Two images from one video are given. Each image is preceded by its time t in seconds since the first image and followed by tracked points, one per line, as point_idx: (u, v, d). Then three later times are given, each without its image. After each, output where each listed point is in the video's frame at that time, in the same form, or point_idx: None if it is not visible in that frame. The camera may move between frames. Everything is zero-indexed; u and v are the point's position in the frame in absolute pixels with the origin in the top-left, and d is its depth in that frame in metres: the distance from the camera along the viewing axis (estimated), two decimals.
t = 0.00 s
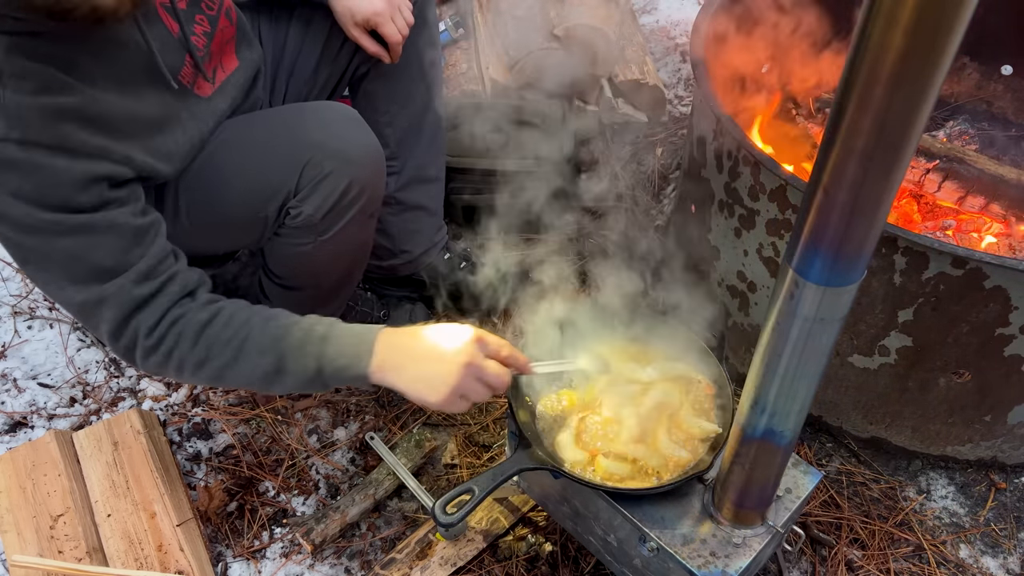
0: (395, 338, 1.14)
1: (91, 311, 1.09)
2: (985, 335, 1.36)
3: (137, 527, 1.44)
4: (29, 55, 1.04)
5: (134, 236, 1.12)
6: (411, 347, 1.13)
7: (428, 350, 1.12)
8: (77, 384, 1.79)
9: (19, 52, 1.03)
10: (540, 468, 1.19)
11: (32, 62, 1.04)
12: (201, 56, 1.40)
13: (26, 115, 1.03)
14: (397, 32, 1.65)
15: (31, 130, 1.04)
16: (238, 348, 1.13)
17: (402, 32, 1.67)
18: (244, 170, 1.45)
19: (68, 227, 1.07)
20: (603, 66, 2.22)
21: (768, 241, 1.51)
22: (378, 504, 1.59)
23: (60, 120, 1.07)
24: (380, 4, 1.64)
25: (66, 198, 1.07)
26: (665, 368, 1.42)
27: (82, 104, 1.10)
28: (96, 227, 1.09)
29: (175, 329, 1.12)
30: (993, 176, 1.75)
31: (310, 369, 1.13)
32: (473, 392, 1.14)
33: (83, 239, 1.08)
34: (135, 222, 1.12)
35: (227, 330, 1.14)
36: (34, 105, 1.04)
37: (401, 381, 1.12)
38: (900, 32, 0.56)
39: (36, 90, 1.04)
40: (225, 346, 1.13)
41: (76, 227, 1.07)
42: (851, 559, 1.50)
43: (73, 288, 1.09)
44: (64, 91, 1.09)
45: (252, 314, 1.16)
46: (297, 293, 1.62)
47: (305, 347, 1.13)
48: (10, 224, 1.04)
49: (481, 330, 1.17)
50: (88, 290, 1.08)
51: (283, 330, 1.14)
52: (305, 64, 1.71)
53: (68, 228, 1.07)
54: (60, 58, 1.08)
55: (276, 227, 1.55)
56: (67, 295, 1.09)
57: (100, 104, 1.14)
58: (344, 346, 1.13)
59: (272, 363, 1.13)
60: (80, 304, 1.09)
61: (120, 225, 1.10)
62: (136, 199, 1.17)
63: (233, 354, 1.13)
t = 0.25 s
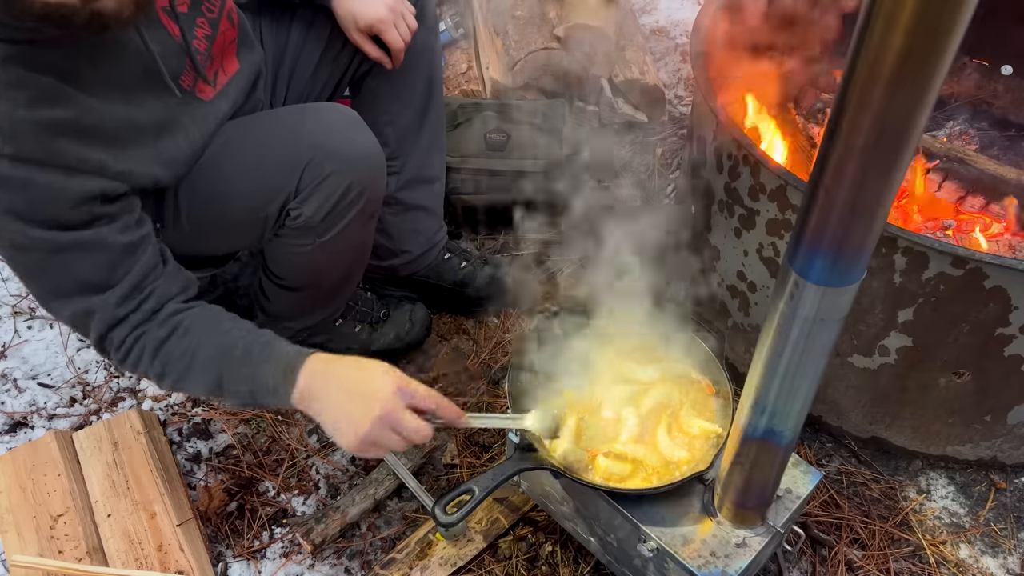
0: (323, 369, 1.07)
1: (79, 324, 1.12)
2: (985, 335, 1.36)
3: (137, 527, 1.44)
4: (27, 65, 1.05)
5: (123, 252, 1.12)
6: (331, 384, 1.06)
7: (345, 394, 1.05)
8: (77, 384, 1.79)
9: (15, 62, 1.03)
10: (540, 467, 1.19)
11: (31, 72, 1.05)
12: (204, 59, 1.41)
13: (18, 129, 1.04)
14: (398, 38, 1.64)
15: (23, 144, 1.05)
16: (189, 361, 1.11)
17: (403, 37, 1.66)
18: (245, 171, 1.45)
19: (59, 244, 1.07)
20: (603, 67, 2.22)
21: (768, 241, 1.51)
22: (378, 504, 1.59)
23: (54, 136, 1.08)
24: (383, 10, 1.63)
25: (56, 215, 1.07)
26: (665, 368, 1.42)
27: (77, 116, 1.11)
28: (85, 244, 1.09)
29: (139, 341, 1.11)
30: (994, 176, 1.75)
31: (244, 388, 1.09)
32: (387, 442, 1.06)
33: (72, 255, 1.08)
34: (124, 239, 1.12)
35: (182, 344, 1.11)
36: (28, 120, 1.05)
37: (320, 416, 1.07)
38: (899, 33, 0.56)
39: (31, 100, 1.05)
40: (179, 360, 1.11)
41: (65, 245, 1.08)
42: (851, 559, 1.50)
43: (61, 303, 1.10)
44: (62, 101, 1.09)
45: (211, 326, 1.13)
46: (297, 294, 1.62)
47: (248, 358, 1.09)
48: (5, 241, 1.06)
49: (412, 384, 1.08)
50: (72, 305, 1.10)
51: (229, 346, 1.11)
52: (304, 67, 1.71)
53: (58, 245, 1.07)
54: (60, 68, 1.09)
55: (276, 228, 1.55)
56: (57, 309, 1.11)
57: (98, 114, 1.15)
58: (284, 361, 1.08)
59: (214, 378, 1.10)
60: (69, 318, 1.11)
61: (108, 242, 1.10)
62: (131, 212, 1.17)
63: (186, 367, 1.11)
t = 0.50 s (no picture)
0: (348, 361, 1.09)
1: (78, 330, 1.10)
2: (985, 335, 1.36)
3: (137, 527, 1.44)
4: (22, 72, 1.05)
5: (123, 254, 1.11)
6: (361, 374, 1.08)
7: (378, 382, 1.07)
8: (78, 383, 1.79)
9: (7, 68, 1.03)
10: (540, 467, 1.19)
11: (26, 78, 1.05)
12: (197, 60, 1.40)
13: (15, 134, 1.03)
14: (397, 42, 1.64)
15: (21, 150, 1.03)
16: (201, 364, 1.12)
17: (403, 41, 1.65)
18: (245, 171, 1.45)
19: (57, 245, 1.06)
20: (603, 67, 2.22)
21: (768, 241, 1.51)
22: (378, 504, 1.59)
23: (50, 140, 1.07)
24: (382, 14, 1.63)
25: (54, 217, 1.06)
26: (665, 368, 1.42)
27: (73, 120, 1.11)
28: (84, 245, 1.08)
29: (147, 346, 1.11)
30: (993, 175, 1.76)
31: (264, 387, 1.10)
32: (422, 432, 1.10)
33: (71, 256, 1.07)
34: (125, 240, 1.12)
35: (193, 347, 1.12)
36: (25, 124, 1.04)
37: (350, 409, 1.08)
38: (899, 33, 0.56)
39: (30, 105, 1.05)
40: (189, 363, 1.11)
41: (64, 245, 1.07)
42: (851, 559, 1.50)
43: (59, 308, 1.08)
44: (56, 106, 1.09)
45: (219, 329, 1.14)
46: (297, 294, 1.62)
47: (263, 360, 1.10)
48: None
49: (440, 368, 1.12)
50: (72, 309, 1.09)
51: (241, 347, 1.12)
52: (304, 66, 1.71)
53: (56, 246, 1.06)
54: (54, 72, 1.09)
55: (276, 228, 1.55)
56: (54, 315, 1.09)
57: (94, 117, 1.15)
58: (299, 363, 1.09)
59: (231, 380, 1.11)
60: (66, 324, 1.10)
61: (108, 242, 1.10)
62: (129, 215, 1.16)
63: (198, 371, 1.12)
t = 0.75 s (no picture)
0: (379, 368, 1.11)
1: (73, 327, 1.09)
2: (985, 335, 1.36)
3: (137, 527, 1.44)
4: (21, 72, 1.05)
5: (120, 251, 1.11)
6: (393, 380, 1.09)
7: (410, 387, 1.09)
8: (78, 383, 1.79)
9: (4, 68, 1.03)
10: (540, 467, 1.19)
11: (24, 79, 1.05)
12: (191, 62, 1.40)
13: (11, 132, 1.04)
14: (397, 42, 1.64)
15: (17, 147, 1.04)
16: (217, 370, 1.11)
17: (403, 41, 1.65)
18: (245, 171, 1.45)
19: (53, 241, 1.06)
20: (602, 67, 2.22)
21: (768, 241, 1.51)
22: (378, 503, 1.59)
23: (47, 139, 1.08)
24: (382, 14, 1.63)
25: (49, 215, 1.06)
26: (665, 368, 1.42)
27: (71, 119, 1.11)
28: (80, 241, 1.08)
29: (157, 349, 1.10)
30: (993, 175, 1.75)
31: (288, 397, 1.10)
32: (458, 435, 1.10)
33: (68, 253, 1.07)
34: (121, 238, 1.11)
35: (207, 352, 1.11)
36: (21, 122, 1.04)
37: (385, 416, 1.09)
38: (900, 33, 0.56)
39: (29, 105, 1.05)
40: (203, 368, 1.10)
41: (60, 242, 1.07)
42: (851, 559, 1.50)
43: (56, 305, 1.08)
44: (54, 106, 1.09)
45: (235, 337, 1.13)
46: (297, 294, 1.62)
47: (284, 370, 1.10)
48: None
49: (469, 371, 1.14)
50: (69, 307, 1.08)
51: (261, 355, 1.11)
52: (304, 68, 1.71)
53: (52, 242, 1.06)
54: (52, 73, 1.10)
55: (276, 228, 1.55)
56: (50, 312, 1.08)
57: (92, 116, 1.15)
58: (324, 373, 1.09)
59: (251, 387, 1.10)
60: (62, 321, 1.08)
61: (105, 240, 1.09)
62: (126, 216, 1.17)
63: (212, 376, 1.10)
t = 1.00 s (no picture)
0: (379, 373, 1.09)
1: (84, 326, 1.08)
2: (985, 335, 1.36)
3: (137, 527, 1.44)
4: (23, 71, 1.05)
5: (126, 248, 1.11)
6: (390, 386, 1.08)
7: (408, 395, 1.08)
8: (77, 384, 1.79)
9: (7, 67, 1.03)
10: (540, 467, 1.19)
11: (27, 77, 1.05)
12: (193, 61, 1.40)
13: (13, 132, 1.03)
14: (397, 42, 1.64)
15: (20, 147, 1.03)
16: (219, 372, 1.10)
17: (403, 41, 1.65)
18: (244, 172, 1.45)
19: (59, 241, 1.06)
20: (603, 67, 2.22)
21: (768, 241, 1.51)
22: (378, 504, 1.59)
23: (50, 137, 1.07)
24: (382, 14, 1.63)
25: (55, 214, 1.06)
26: (665, 368, 1.42)
27: (73, 117, 1.10)
28: (87, 240, 1.08)
29: (162, 348, 1.09)
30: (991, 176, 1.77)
31: (286, 402, 1.08)
32: (454, 448, 1.10)
33: (76, 252, 1.07)
34: (127, 235, 1.11)
35: (210, 353, 1.10)
36: (24, 122, 1.04)
37: (383, 424, 1.08)
38: (900, 32, 0.56)
39: (32, 103, 1.05)
40: (205, 369, 1.10)
41: (68, 240, 1.07)
42: (851, 559, 1.50)
43: (66, 303, 1.08)
44: (58, 103, 1.09)
45: (238, 337, 1.12)
46: (297, 294, 1.62)
47: (284, 375, 1.09)
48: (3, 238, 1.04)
49: (467, 380, 1.13)
50: (78, 305, 1.07)
51: (262, 358, 1.10)
52: (304, 68, 1.71)
53: (58, 241, 1.06)
54: (54, 72, 1.09)
55: (276, 228, 1.55)
56: (61, 311, 1.08)
57: (94, 114, 1.15)
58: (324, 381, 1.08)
59: (250, 390, 1.09)
60: (75, 318, 1.08)
61: (112, 237, 1.10)
62: (131, 212, 1.16)
63: (213, 378, 1.10)
